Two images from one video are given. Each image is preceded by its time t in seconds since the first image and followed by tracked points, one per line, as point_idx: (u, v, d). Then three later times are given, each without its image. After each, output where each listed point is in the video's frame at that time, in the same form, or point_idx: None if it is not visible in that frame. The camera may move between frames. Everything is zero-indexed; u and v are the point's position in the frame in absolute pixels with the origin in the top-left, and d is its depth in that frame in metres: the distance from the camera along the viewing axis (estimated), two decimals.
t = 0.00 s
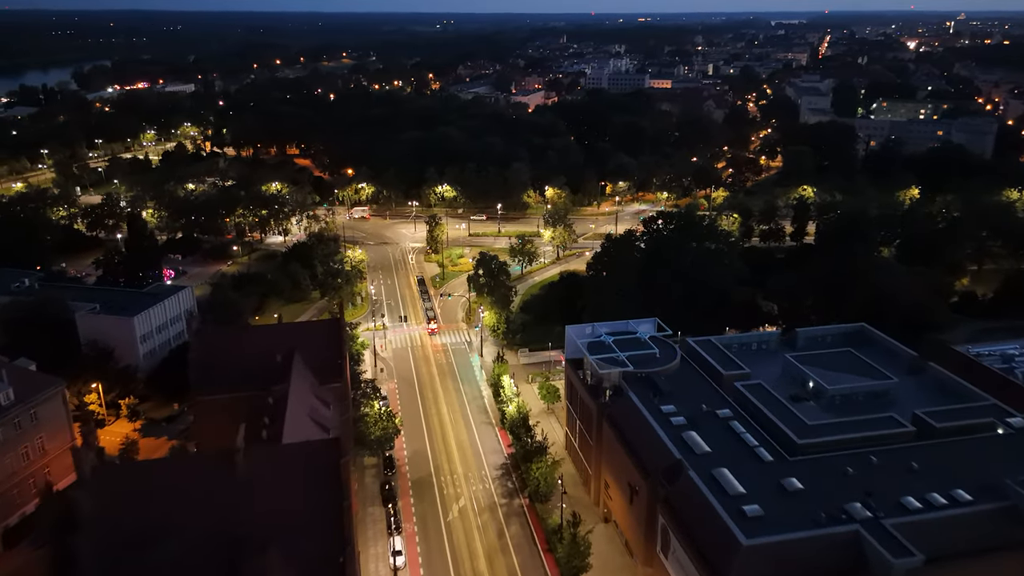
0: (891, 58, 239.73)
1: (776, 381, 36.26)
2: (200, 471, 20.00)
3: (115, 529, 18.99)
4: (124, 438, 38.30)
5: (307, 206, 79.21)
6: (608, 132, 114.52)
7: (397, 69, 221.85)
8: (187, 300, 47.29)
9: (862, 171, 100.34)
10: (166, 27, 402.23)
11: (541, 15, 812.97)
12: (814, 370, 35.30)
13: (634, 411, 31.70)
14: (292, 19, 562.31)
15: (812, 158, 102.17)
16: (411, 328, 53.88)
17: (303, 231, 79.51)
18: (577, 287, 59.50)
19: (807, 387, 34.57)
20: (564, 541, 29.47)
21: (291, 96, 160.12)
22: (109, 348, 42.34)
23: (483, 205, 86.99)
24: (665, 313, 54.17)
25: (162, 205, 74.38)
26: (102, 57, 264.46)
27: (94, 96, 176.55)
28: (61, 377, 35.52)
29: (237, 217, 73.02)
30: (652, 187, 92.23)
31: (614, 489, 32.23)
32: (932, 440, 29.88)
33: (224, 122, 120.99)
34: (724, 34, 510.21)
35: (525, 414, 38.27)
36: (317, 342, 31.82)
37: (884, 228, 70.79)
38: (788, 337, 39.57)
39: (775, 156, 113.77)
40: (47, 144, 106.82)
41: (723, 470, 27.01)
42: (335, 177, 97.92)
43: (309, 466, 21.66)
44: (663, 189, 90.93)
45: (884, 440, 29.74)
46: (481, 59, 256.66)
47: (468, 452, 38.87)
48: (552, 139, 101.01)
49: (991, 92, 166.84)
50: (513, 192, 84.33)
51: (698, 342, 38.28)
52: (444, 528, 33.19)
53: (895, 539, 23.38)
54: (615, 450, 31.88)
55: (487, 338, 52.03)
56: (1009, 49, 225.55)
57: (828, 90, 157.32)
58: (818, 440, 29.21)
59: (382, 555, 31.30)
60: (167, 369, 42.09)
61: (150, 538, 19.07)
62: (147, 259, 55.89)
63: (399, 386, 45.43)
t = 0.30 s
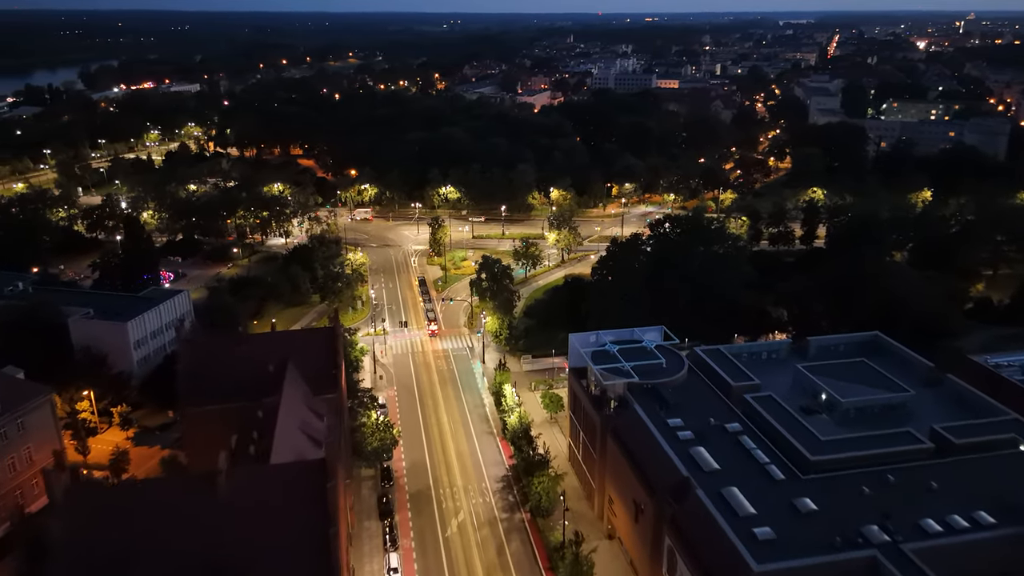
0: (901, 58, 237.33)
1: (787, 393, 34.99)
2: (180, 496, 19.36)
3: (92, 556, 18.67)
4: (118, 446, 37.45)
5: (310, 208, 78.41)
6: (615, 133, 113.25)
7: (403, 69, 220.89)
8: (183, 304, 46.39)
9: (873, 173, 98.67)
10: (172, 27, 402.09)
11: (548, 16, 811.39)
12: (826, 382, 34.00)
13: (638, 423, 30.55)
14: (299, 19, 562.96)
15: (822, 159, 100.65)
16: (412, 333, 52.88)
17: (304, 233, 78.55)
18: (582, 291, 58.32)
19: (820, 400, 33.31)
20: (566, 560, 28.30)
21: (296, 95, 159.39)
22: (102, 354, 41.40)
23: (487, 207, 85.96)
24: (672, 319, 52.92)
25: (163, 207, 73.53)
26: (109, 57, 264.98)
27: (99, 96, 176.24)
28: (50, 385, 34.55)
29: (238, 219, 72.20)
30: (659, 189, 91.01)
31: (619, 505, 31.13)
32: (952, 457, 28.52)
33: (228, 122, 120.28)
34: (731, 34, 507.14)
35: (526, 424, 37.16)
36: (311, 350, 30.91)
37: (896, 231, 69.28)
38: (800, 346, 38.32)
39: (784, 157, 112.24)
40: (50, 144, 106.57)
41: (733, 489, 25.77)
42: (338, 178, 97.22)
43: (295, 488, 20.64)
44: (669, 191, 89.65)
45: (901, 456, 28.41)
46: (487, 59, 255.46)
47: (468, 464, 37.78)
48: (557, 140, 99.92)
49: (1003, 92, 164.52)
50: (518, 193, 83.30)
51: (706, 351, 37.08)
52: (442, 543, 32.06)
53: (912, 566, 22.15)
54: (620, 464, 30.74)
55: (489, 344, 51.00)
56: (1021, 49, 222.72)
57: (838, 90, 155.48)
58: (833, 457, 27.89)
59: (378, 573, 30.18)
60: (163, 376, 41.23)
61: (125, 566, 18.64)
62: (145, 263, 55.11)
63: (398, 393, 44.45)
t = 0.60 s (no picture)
0: (911, 58, 235.24)
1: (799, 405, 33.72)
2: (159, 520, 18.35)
3: None
4: (109, 456, 36.48)
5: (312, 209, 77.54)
6: (621, 133, 111.91)
7: (409, 68, 220.13)
8: (179, 309, 45.43)
9: (884, 174, 97.03)
10: (179, 26, 402.79)
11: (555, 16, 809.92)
12: (840, 395, 32.72)
13: (643, 438, 29.38)
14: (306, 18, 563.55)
15: (832, 160, 99.11)
16: (413, 339, 51.81)
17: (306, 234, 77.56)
18: (587, 296, 57.06)
19: (833, 413, 32.03)
20: None
21: (301, 95, 158.79)
22: (95, 360, 40.41)
23: (492, 209, 84.89)
24: (679, 326, 51.66)
25: (163, 208, 72.65)
26: (116, 57, 265.29)
27: (104, 96, 176.06)
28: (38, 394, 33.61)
29: (239, 220, 71.35)
30: (666, 191, 89.66)
31: (623, 522, 29.97)
32: (973, 477, 27.20)
33: (232, 122, 119.61)
34: (739, 33, 504.62)
35: (528, 436, 35.99)
36: (306, 359, 29.91)
37: (909, 235, 67.68)
38: (812, 356, 37.03)
39: (793, 158, 110.69)
40: (53, 144, 106.18)
41: (743, 510, 24.54)
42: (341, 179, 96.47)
43: (280, 512, 19.57)
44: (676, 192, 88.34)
45: (921, 475, 27.10)
46: (494, 59, 254.42)
47: (468, 476, 36.69)
48: (563, 141, 98.74)
49: (1016, 93, 162.40)
50: (522, 195, 82.25)
51: (715, 361, 35.85)
52: (440, 560, 30.98)
53: None
54: (625, 479, 29.61)
55: (491, 351, 49.86)
56: None
57: (847, 90, 153.75)
58: (848, 476, 26.64)
59: None
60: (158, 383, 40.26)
61: None
62: (142, 266, 54.25)
63: (398, 400, 43.42)
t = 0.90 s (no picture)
0: (921, 58, 232.95)
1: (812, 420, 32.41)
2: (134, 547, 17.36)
3: None
4: (100, 467, 35.55)
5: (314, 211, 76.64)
6: (628, 134, 110.61)
7: (415, 68, 219.36)
8: (175, 314, 44.47)
9: (895, 176, 95.36)
10: (185, 27, 403.37)
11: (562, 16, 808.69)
12: (855, 409, 31.38)
13: (649, 454, 28.19)
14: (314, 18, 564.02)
15: (842, 162, 97.52)
16: (414, 344, 50.74)
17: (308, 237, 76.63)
18: (592, 301, 55.88)
19: (848, 429, 30.71)
20: None
21: (307, 96, 158.18)
22: (88, 367, 39.44)
23: (496, 211, 83.84)
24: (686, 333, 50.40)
25: (163, 210, 71.72)
26: (123, 57, 265.62)
27: (110, 96, 175.85)
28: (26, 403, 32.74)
29: (240, 222, 70.60)
30: (673, 193, 88.33)
31: (628, 542, 28.79)
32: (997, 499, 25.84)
33: (236, 122, 118.98)
34: (747, 34, 501.98)
35: (531, 448, 34.81)
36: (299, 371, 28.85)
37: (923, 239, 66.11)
38: (825, 367, 35.71)
39: (803, 161, 109.15)
40: (56, 144, 105.81)
41: (755, 534, 23.31)
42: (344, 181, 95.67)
43: (264, 539, 18.53)
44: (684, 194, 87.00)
45: (942, 497, 25.76)
46: (500, 59, 253.45)
47: (468, 489, 35.56)
48: (569, 142, 97.54)
49: None
50: (526, 197, 81.15)
51: (724, 372, 34.60)
52: None
53: None
54: (630, 496, 28.45)
55: (494, 357, 48.75)
56: None
57: (857, 91, 151.93)
58: (865, 498, 25.33)
59: None
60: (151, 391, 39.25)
61: None
62: (140, 270, 53.35)
63: (398, 409, 42.37)
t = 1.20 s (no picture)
0: (931, 58, 230.48)
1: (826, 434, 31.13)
2: None
3: None
4: (90, 478, 34.46)
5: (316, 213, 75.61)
6: (636, 135, 109.26)
7: (420, 68, 218.31)
8: (171, 320, 43.47)
9: (907, 178, 93.66)
10: (192, 26, 403.65)
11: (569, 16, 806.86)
12: (871, 424, 30.10)
13: (655, 471, 27.06)
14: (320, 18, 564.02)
15: (853, 163, 95.82)
16: (415, 350, 49.66)
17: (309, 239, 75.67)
18: (597, 306, 54.67)
19: (863, 445, 29.42)
20: None
21: (312, 95, 157.34)
22: (80, 374, 38.43)
23: (501, 213, 82.68)
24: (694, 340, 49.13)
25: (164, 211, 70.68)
26: (130, 57, 265.56)
27: (116, 96, 175.49)
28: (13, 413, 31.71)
29: (241, 224, 69.70)
30: (681, 195, 86.98)
31: (634, 562, 27.60)
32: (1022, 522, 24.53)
33: (240, 122, 118.22)
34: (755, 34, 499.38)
35: (534, 461, 33.62)
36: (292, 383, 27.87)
37: (937, 243, 64.54)
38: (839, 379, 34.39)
39: (812, 162, 107.54)
40: (59, 144, 105.23)
41: (767, 559, 22.12)
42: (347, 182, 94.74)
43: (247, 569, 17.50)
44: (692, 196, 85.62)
45: (964, 519, 24.49)
46: (506, 59, 252.27)
47: (469, 502, 34.44)
48: (575, 142, 96.29)
49: None
50: (531, 199, 79.90)
51: (734, 384, 33.35)
52: None
53: None
54: (635, 515, 27.30)
55: (496, 365, 47.62)
56: None
57: (868, 91, 150.07)
58: (883, 520, 24.06)
59: None
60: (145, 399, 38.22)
61: None
62: (138, 273, 52.42)
63: (398, 418, 41.30)
